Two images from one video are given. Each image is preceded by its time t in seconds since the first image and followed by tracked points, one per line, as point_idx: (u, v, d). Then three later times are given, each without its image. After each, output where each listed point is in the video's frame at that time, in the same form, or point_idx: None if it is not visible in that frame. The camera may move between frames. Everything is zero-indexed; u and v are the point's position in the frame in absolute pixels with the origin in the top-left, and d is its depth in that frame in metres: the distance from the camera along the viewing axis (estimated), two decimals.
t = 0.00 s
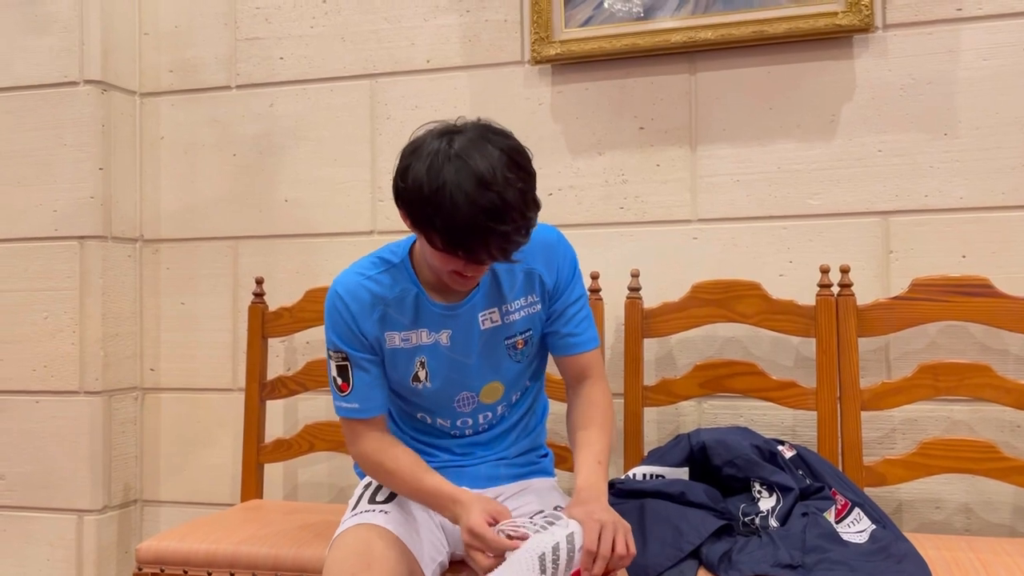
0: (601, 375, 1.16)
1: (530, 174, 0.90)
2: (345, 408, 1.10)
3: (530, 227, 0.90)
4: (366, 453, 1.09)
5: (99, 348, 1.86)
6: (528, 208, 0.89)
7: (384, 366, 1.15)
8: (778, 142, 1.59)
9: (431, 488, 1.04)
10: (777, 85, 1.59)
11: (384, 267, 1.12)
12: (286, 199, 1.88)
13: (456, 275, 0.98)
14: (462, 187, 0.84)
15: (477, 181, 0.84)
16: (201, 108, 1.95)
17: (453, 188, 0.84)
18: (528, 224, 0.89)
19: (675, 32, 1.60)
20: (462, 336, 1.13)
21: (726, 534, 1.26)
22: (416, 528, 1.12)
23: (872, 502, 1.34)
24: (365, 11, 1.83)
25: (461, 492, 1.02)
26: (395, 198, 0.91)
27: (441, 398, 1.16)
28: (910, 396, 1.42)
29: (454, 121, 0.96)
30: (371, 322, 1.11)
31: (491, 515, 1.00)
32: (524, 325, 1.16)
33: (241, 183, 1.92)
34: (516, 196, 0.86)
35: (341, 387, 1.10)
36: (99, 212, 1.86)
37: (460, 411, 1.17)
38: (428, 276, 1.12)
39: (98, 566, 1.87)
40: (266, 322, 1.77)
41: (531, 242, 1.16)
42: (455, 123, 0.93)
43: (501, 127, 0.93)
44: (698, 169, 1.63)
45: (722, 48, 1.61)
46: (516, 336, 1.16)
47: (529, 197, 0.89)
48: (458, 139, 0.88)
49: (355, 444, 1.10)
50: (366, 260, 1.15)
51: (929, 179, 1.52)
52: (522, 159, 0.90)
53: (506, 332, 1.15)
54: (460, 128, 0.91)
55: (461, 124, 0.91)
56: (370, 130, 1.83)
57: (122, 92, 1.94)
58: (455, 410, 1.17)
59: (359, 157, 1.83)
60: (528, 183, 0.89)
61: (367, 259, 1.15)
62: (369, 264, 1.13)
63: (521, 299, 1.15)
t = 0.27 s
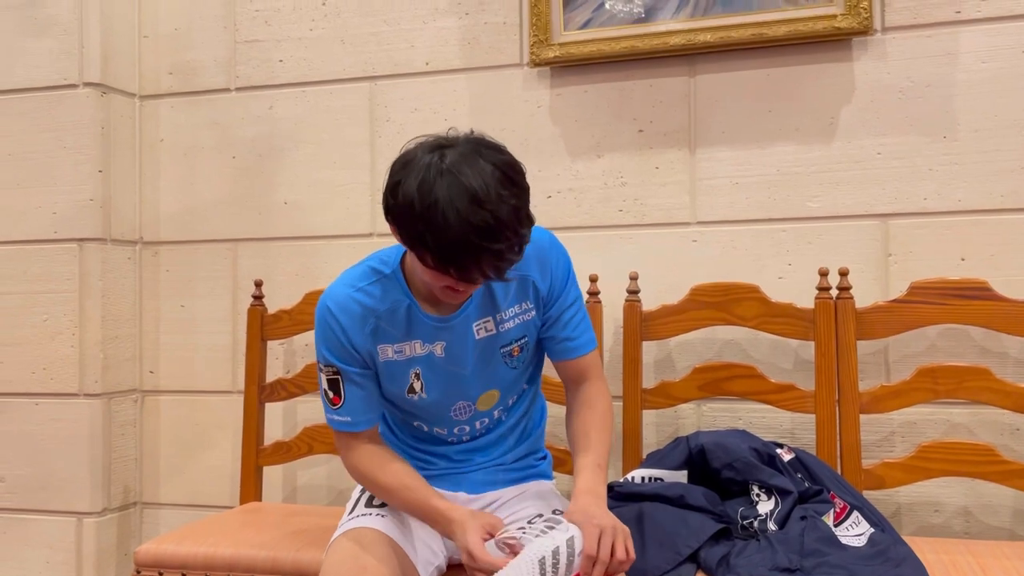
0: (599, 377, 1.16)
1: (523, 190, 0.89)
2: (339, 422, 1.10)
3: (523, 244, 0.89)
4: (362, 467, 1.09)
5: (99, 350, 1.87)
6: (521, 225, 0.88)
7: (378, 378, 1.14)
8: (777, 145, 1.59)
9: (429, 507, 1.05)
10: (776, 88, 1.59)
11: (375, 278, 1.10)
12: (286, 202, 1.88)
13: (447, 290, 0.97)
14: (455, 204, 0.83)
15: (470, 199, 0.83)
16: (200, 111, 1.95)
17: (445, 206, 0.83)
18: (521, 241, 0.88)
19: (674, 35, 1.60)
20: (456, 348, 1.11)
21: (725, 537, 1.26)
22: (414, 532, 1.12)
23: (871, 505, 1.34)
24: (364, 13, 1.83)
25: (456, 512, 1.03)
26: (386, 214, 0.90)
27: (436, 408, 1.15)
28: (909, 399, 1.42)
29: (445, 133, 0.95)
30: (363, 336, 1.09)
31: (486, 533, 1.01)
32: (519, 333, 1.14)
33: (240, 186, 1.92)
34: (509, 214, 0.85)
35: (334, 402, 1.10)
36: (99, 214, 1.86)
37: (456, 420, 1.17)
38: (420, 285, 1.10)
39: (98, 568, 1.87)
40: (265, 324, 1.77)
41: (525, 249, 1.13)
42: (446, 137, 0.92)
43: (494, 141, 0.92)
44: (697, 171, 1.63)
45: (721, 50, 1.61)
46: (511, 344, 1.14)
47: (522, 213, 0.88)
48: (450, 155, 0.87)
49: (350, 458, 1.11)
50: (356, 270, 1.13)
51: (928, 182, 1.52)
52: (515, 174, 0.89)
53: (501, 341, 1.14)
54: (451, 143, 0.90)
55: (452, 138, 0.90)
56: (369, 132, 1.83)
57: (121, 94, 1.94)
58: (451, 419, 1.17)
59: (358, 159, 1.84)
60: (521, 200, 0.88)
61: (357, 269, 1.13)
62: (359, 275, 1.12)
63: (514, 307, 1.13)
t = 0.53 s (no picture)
0: (596, 376, 1.16)
1: (515, 199, 0.89)
2: (336, 429, 1.08)
3: (516, 255, 0.89)
4: (360, 473, 1.08)
5: (96, 349, 1.86)
6: (513, 236, 0.87)
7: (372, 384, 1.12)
8: (776, 143, 1.59)
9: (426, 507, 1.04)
10: (774, 86, 1.59)
11: (367, 284, 1.08)
12: (283, 200, 1.88)
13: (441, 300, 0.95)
14: (447, 217, 0.83)
15: (462, 211, 0.82)
16: (198, 109, 1.94)
17: (437, 218, 0.83)
18: (514, 252, 0.88)
19: (672, 33, 1.59)
20: (452, 355, 1.10)
21: (722, 535, 1.26)
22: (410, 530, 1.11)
23: (869, 503, 1.34)
24: (362, 11, 1.82)
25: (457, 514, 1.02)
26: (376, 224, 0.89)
27: (432, 412, 1.14)
28: (907, 397, 1.42)
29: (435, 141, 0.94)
30: (357, 345, 1.07)
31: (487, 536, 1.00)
32: (516, 337, 1.12)
33: (238, 184, 1.91)
34: (500, 226, 0.85)
35: (328, 409, 1.08)
36: (96, 212, 1.86)
37: (452, 423, 1.16)
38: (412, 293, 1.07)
39: (95, 568, 1.87)
40: (263, 323, 1.77)
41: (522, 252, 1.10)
42: (437, 145, 0.91)
43: (484, 148, 0.91)
44: (695, 170, 1.63)
45: (719, 48, 1.60)
46: (509, 348, 1.13)
47: (515, 224, 0.87)
48: (441, 164, 0.86)
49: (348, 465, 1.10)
50: (348, 275, 1.10)
51: (927, 180, 1.51)
52: (507, 183, 0.88)
53: (498, 346, 1.12)
54: (442, 151, 0.89)
55: (443, 147, 0.89)
56: (367, 131, 1.82)
57: (119, 93, 1.94)
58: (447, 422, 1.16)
59: (356, 158, 1.83)
60: (513, 210, 0.88)
61: (348, 274, 1.10)
62: (350, 281, 1.08)
63: (512, 311, 1.11)
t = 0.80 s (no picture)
0: (600, 378, 1.15)
1: (520, 203, 0.86)
2: (325, 432, 1.08)
3: (521, 260, 0.86)
4: (349, 478, 1.08)
5: (96, 348, 1.86)
6: (519, 240, 0.85)
7: (370, 388, 1.12)
8: (776, 141, 1.59)
9: (421, 507, 1.04)
10: (775, 84, 1.59)
11: (366, 288, 1.07)
12: (283, 198, 1.88)
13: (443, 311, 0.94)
14: (448, 220, 0.80)
15: (463, 214, 0.80)
16: (198, 107, 1.94)
17: (438, 222, 0.80)
18: (519, 258, 0.85)
19: (673, 30, 1.59)
20: (451, 362, 1.09)
21: (723, 533, 1.25)
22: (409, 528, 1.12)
23: (870, 501, 1.33)
24: (362, 9, 1.82)
25: (449, 517, 1.02)
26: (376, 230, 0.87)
27: (430, 417, 1.14)
28: (908, 395, 1.42)
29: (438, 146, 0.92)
30: (354, 349, 1.06)
31: (486, 535, 1.00)
32: (518, 345, 1.11)
33: (238, 182, 1.91)
34: (504, 229, 0.82)
35: (320, 411, 1.08)
36: (96, 210, 1.86)
37: (451, 427, 1.15)
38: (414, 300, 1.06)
39: (95, 566, 1.86)
40: (262, 321, 1.77)
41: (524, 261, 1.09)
42: (439, 150, 0.89)
43: (488, 153, 0.89)
44: (696, 168, 1.63)
45: (720, 46, 1.60)
46: (510, 356, 1.12)
47: (520, 228, 0.85)
48: (443, 168, 0.84)
49: (336, 470, 1.09)
50: (347, 277, 1.09)
51: (928, 178, 1.51)
52: (512, 187, 0.86)
53: (498, 354, 1.11)
54: (444, 155, 0.87)
55: (445, 151, 0.87)
56: (367, 129, 1.82)
57: (119, 91, 1.93)
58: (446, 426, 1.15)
59: (356, 156, 1.83)
60: (518, 213, 0.85)
61: (348, 276, 1.09)
62: (350, 283, 1.08)
63: (514, 319, 1.10)
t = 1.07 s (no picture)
0: (603, 408, 1.08)
1: (525, 223, 0.84)
2: (306, 438, 1.05)
3: (524, 282, 0.84)
4: (320, 485, 1.04)
5: (95, 350, 1.86)
6: (522, 262, 0.83)
7: (361, 396, 1.09)
8: (775, 143, 1.59)
9: (392, 523, 1.00)
10: (774, 86, 1.59)
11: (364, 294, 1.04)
12: (283, 200, 1.88)
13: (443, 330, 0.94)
14: (450, 240, 0.78)
15: (465, 234, 0.78)
16: (197, 109, 1.94)
17: (439, 242, 0.78)
18: (522, 279, 0.84)
19: (672, 33, 1.60)
20: (446, 377, 1.06)
21: (723, 534, 1.26)
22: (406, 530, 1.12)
23: (869, 502, 1.34)
24: (361, 11, 1.82)
25: (418, 535, 0.98)
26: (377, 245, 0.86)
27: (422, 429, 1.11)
28: (907, 397, 1.42)
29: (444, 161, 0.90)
30: (347, 356, 1.04)
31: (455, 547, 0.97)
32: (514, 364, 1.08)
33: (237, 184, 1.91)
34: (508, 250, 0.80)
35: (305, 416, 1.05)
36: (95, 212, 1.86)
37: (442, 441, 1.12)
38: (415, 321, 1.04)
39: (94, 568, 1.86)
40: (262, 323, 1.77)
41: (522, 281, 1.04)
42: (444, 165, 0.87)
43: (494, 171, 0.87)
44: (695, 170, 1.63)
45: (719, 48, 1.61)
46: (506, 374, 1.09)
47: (524, 249, 0.83)
48: (447, 185, 0.82)
49: (308, 476, 1.05)
50: (346, 282, 1.06)
51: (927, 180, 1.52)
52: (517, 206, 0.84)
53: (494, 370, 1.08)
54: (448, 172, 0.85)
55: (450, 168, 0.86)
56: (366, 131, 1.82)
57: (118, 92, 1.93)
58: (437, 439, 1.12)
59: (355, 157, 1.83)
60: (522, 235, 0.83)
61: (347, 280, 1.07)
62: (349, 286, 1.05)
63: (511, 339, 1.06)
